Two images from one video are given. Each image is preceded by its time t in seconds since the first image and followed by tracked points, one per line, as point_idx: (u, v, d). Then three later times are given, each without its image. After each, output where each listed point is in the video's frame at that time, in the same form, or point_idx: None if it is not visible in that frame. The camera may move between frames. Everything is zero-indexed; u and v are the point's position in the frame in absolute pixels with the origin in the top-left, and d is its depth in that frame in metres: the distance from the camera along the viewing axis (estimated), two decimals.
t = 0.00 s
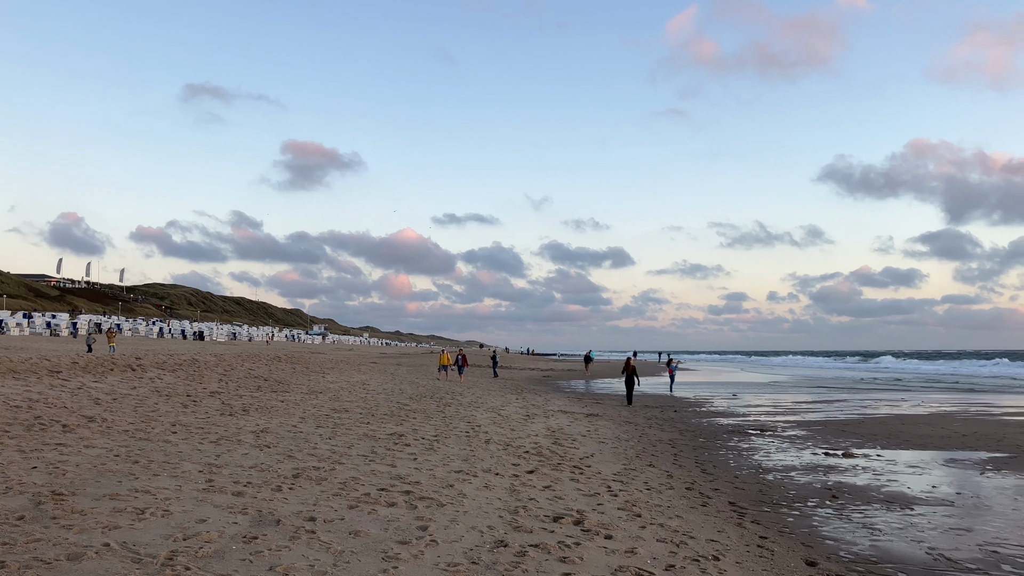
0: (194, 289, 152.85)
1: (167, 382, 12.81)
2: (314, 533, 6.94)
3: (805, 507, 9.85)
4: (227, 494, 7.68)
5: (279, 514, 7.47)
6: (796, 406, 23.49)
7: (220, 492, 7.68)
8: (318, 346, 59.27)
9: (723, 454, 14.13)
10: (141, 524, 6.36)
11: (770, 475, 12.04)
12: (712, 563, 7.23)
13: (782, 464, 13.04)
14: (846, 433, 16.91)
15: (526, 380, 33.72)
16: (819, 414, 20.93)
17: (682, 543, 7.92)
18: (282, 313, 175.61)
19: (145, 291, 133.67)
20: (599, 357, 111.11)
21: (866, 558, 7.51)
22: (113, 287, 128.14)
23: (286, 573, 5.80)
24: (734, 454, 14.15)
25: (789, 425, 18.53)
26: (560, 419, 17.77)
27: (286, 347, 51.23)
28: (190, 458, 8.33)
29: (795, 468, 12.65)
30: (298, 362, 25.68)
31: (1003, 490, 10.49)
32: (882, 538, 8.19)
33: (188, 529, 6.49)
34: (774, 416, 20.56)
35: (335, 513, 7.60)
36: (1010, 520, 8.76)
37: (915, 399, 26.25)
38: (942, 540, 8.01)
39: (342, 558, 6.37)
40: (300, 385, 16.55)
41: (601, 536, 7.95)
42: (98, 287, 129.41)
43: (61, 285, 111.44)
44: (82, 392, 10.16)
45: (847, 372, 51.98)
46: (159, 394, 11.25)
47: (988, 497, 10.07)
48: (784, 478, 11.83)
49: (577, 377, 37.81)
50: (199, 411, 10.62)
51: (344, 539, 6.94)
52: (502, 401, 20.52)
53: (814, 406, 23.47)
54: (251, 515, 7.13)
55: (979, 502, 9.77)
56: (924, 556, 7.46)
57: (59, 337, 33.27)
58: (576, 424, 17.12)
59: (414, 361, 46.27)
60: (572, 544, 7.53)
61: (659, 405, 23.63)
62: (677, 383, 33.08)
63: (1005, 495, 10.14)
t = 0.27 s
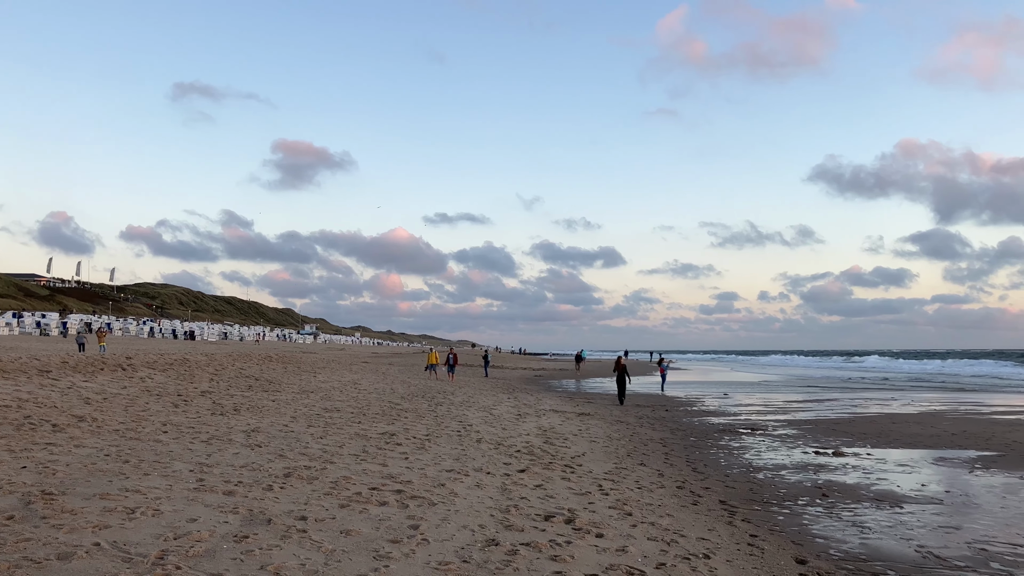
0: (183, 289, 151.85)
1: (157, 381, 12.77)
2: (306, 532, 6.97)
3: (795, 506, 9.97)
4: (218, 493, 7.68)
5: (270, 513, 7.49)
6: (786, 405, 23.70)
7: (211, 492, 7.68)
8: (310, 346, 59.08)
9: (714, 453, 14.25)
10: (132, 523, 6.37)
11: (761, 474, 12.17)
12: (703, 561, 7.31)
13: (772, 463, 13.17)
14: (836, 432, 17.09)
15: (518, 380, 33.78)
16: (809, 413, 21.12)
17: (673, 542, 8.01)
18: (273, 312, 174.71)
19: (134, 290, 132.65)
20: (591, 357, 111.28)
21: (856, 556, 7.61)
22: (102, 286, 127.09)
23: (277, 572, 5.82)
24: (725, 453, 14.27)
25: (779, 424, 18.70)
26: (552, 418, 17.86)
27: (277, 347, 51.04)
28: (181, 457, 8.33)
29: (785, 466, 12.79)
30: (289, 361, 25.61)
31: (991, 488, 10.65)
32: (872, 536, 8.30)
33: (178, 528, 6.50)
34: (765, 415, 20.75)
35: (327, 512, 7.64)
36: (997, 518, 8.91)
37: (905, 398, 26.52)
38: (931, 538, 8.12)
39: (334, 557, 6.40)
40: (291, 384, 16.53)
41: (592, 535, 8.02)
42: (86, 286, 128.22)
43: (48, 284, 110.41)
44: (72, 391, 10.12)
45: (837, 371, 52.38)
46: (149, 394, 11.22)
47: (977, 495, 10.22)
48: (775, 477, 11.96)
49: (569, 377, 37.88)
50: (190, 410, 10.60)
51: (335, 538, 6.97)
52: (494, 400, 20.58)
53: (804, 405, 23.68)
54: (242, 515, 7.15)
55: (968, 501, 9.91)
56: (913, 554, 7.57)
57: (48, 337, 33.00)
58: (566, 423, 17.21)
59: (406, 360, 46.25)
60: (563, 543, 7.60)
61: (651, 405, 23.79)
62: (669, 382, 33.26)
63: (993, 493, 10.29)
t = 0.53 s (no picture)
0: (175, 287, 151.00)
1: (150, 380, 12.74)
2: (298, 531, 6.99)
3: (787, 504, 10.07)
4: (210, 492, 7.69)
5: (262, 512, 7.51)
6: (779, 404, 23.85)
7: (203, 490, 7.69)
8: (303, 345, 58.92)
9: (707, 452, 14.35)
10: (124, 522, 6.38)
11: (753, 473, 12.28)
12: (694, 559, 7.39)
13: (765, 462, 13.29)
14: (829, 430, 17.25)
15: (512, 379, 33.84)
16: (802, 412, 21.28)
17: (665, 540, 8.08)
18: (267, 311, 174.14)
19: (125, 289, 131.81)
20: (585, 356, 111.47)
21: (847, 554, 7.71)
22: (94, 286, 126.26)
23: (270, 570, 5.85)
24: (718, 452, 14.37)
25: (772, 423, 18.83)
26: (545, 417, 17.92)
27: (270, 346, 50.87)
28: (173, 456, 8.33)
29: (778, 465, 12.90)
30: (283, 361, 25.59)
31: (981, 487, 10.79)
32: (863, 534, 8.41)
33: (170, 527, 6.51)
34: (757, 414, 20.89)
35: (319, 511, 7.66)
36: (987, 516, 9.04)
37: (897, 397, 26.75)
38: (922, 536, 8.23)
39: (326, 555, 6.43)
40: (284, 384, 16.52)
41: (585, 533, 8.08)
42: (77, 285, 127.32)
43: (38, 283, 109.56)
44: (63, 390, 10.10)
45: (830, 370, 52.71)
46: (141, 393, 11.19)
47: (967, 494, 10.36)
48: (767, 475, 12.07)
49: (564, 376, 37.96)
50: (182, 409, 10.59)
51: (328, 536, 7.00)
52: (487, 400, 20.61)
53: (797, 404, 23.83)
54: (235, 514, 7.16)
55: (958, 499, 10.04)
56: (903, 551, 7.67)
57: (38, 336, 32.76)
58: (559, 422, 17.28)
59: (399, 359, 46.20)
60: (556, 541, 7.65)
61: (644, 404, 23.88)
62: (662, 382, 33.38)
63: (984, 492, 10.42)
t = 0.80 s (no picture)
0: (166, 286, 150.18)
1: (142, 379, 12.70)
2: (290, 529, 7.01)
3: (779, 502, 10.16)
4: (202, 491, 7.69)
5: (255, 511, 7.52)
6: (771, 403, 23.98)
7: (196, 489, 7.69)
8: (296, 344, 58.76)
9: (700, 451, 14.44)
10: (116, 521, 6.38)
11: (746, 471, 12.36)
12: (687, 558, 7.45)
13: (757, 460, 13.39)
14: (821, 429, 17.39)
15: (506, 378, 33.86)
16: (794, 411, 21.45)
17: (658, 539, 8.14)
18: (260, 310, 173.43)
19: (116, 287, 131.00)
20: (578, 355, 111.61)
21: (840, 552, 7.78)
22: (85, 284, 125.39)
23: (262, 569, 5.87)
24: (710, 451, 14.46)
25: (764, 422, 18.94)
26: (539, 416, 17.97)
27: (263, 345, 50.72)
28: (166, 455, 8.33)
29: (770, 464, 13.01)
30: (276, 359, 25.52)
31: (972, 485, 10.92)
32: (855, 532, 8.49)
33: (162, 526, 6.52)
34: (750, 413, 21.00)
35: (312, 510, 7.68)
36: (978, 514, 9.15)
37: (889, 396, 26.98)
38: (913, 534, 8.32)
39: (319, 554, 6.46)
40: (277, 382, 16.49)
41: (577, 532, 8.13)
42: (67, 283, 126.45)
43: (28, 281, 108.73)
44: (54, 389, 10.06)
45: (821, 369, 53.07)
46: (134, 392, 11.16)
47: (959, 492, 10.47)
48: (760, 474, 12.16)
49: (558, 375, 38.26)
50: (175, 408, 10.57)
51: (320, 535, 7.02)
52: (481, 399, 20.65)
53: (789, 403, 23.97)
54: (228, 513, 7.17)
55: (950, 497, 10.16)
56: (895, 549, 7.75)
57: (29, 334, 32.54)
58: (553, 421, 17.34)
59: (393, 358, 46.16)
60: (549, 540, 7.70)
61: (638, 403, 23.96)
62: (655, 381, 33.49)
63: (975, 490, 10.54)
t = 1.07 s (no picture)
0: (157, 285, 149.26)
1: (134, 378, 12.66)
2: (283, 529, 7.02)
3: (771, 501, 10.25)
4: (194, 490, 7.69)
5: (247, 510, 7.52)
6: (764, 402, 24.15)
7: (188, 488, 7.69)
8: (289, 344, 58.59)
9: (692, 450, 14.53)
10: (108, 520, 6.38)
11: (738, 471, 12.46)
12: (680, 557, 7.51)
13: (749, 459, 13.49)
14: (812, 429, 17.52)
15: (500, 377, 33.89)
16: (786, 410, 21.60)
17: (651, 538, 8.20)
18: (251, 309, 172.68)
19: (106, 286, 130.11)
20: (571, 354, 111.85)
21: (832, 551, 7.86)
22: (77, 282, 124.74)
23: (255, 568, 5.89)
24: (703, 449, 14.56)
25: (757, 421, 19.07)
26: (531, 415, 18.02)
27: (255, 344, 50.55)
28: (158, 454, 8.32)
29: (762, 463, 13.11)
30: (268, 359, 25.47)
31: (963, 484, 11.05)
32: (847, 531, 8.59)
33: (154, 525, 6.52)
34: (742, 412, 21.15)
35: (305, 509, 7.70)
36: (968, 512, 9.27)
37: (881, 395, 27.20)
38: (904, 532, 8.43)
39: (311, 553, 6.47)
40: (269, 382, 16.47)
41: (570, 531, 8.19)
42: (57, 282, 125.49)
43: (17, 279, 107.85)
44: (45, 388, 10.02)
45: (813, 369, 53.46)
46: (126, 391, 11.13)
47: (949, 491, 10.61)
48: (752, 473, 12.26)
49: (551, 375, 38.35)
50: (167, 408, 10.54)
51: (313, 534, 7.04)
52: (473, 398, 20.69)
53: (782, 402, 24.15)
54: (220, 512, 7.17)
55: (941, 496, 10.28)
56: (887, 548, 7.84)
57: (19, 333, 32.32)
58: (546, 420, 17.41)
59: (387, 357, 46.11)
60: (541, 539, 7.76)
61: (630, 402, 24.07)
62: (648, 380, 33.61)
63: (966, 489, 10.68)
